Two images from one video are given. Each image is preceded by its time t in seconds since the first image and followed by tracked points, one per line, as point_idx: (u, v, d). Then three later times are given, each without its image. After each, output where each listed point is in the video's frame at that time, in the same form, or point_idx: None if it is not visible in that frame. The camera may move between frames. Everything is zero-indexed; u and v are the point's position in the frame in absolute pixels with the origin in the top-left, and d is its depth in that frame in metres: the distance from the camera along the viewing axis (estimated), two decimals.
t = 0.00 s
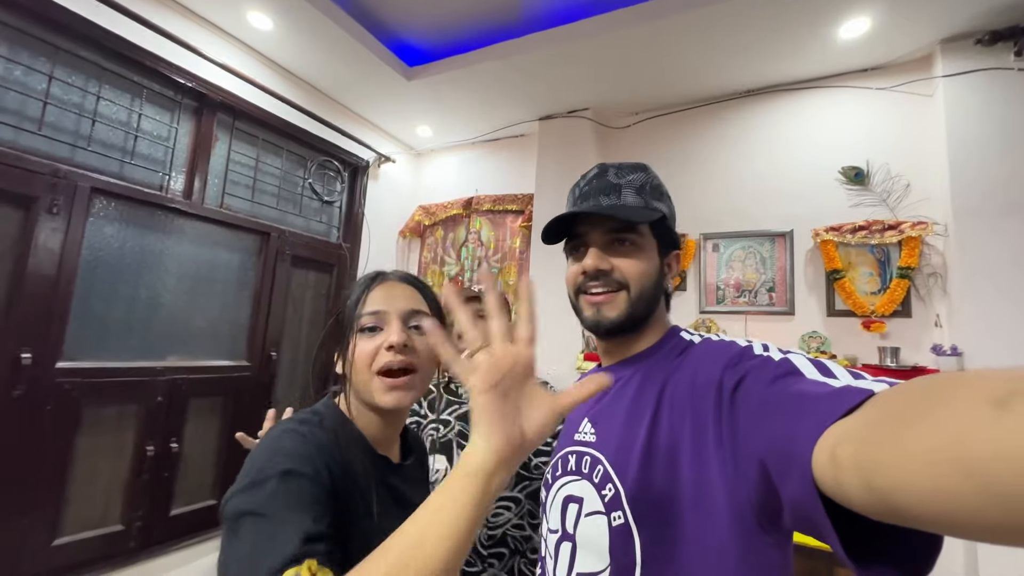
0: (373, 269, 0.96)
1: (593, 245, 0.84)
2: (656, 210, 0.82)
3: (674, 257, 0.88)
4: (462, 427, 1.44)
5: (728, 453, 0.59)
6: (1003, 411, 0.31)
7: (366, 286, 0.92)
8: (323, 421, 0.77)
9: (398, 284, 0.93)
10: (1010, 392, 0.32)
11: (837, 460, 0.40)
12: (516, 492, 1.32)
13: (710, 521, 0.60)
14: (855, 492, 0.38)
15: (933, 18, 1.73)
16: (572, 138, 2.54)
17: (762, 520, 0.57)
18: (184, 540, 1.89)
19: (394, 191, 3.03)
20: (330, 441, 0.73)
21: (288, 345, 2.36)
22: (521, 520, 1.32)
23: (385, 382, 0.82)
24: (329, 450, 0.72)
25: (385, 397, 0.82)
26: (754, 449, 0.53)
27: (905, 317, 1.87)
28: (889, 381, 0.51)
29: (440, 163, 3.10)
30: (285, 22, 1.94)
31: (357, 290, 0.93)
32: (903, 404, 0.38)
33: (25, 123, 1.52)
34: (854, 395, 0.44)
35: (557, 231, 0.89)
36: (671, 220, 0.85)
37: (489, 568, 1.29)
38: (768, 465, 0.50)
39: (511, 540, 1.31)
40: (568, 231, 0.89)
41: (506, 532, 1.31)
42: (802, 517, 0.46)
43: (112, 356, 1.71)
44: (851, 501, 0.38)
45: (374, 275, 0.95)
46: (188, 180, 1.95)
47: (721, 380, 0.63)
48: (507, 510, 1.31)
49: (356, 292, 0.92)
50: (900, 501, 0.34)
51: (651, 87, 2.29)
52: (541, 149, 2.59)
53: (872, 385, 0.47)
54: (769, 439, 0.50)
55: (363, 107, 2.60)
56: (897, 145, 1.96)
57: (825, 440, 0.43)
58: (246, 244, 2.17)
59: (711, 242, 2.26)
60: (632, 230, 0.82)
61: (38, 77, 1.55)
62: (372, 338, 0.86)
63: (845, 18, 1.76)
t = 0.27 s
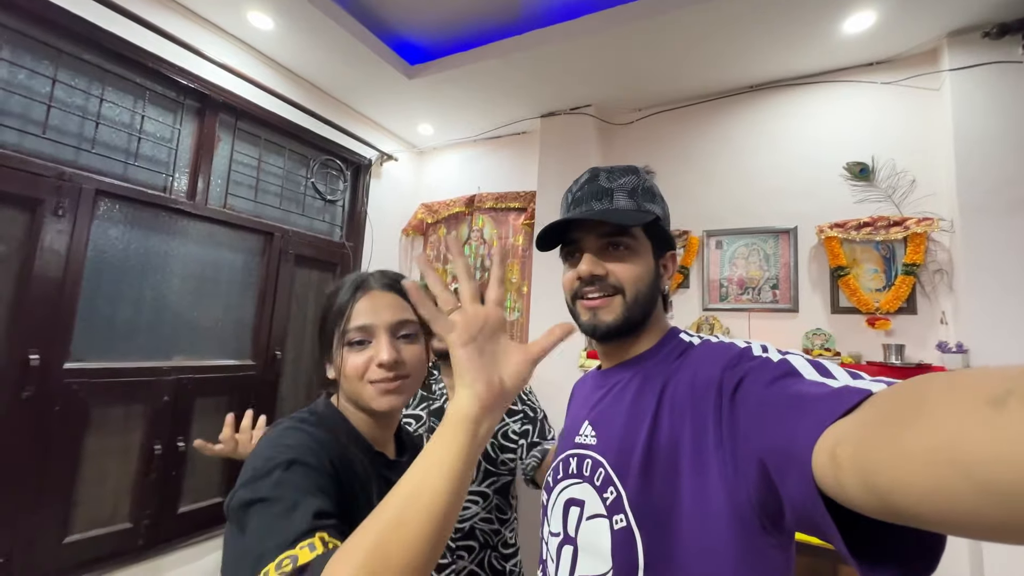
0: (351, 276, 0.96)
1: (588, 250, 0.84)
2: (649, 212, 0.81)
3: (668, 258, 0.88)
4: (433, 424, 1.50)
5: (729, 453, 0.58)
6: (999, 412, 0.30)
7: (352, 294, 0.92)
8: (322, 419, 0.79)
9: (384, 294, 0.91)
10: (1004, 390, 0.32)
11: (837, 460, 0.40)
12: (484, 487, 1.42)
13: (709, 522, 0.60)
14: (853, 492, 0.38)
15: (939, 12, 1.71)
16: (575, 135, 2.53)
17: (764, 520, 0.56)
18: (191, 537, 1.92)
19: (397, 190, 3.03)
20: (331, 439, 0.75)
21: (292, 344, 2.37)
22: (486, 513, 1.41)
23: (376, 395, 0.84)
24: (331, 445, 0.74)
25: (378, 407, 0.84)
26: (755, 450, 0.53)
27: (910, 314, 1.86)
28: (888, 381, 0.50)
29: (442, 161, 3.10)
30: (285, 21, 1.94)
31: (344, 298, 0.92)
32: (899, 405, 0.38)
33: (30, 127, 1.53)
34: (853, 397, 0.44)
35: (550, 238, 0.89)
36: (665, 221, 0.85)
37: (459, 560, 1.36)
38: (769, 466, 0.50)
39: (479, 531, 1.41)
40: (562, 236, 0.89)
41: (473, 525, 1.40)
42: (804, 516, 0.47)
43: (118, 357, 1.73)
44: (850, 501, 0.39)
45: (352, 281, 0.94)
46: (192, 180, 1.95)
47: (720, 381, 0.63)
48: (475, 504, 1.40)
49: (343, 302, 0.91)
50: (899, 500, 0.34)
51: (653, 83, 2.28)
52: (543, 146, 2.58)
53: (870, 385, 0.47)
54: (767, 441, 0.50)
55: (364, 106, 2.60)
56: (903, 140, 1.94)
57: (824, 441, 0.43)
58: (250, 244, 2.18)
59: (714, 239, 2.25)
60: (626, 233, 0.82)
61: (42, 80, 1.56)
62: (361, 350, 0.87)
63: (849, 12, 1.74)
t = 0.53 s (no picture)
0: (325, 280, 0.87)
1: (589, 253, 0.84)
2: (651, 216, 0.80)
3: (671, 261, 0.87)
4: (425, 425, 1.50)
5: (732, 462, 0.58)
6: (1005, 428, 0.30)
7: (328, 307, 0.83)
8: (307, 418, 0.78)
9: (364, 312, 0.83)
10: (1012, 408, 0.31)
11: (843, 474, 0.40)
12: (477, 487, 1.41)
13: (712, 532, 0.59)
14: (860, 506, 0.37)
15: (941, 9, 1.70)
16: (575, 134, 2.52)
17: (767, 531, 0.56)
18: (195, 538, 1.93)
19: (397, 190, 3.03)
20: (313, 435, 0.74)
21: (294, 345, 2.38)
22: (482, 513, 1.43)
23: (355, 417, 0.79)
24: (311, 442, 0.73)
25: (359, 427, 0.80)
26: (759, 460, 0.53)
27: (912, 314, 1.85)
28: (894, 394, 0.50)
29: (443, 160, 3.09)
30: (284, 23, 1.93)
31: (322, 312, 0.83)
32: (906, 421, 0.37)
33: (31, 132, 1.54)
34: (859, 408, 0.44)
35: (550, 241, 0.89)
36: (667, 224, 0.84)
37: (454, 557, 1.39)
38: (774, 477, 0.50)
39: (474, 531, 1.42)
40: (563, 239, 0.89)
41: (468, 525, 1.41)
42: (809, 531, 0.46)
43: (120, 360, 1.74)
44: (857, 517, 0.38)
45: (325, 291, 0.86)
46: (192, 182, 1.96)
47: (723, 390, 0.63)
48: (468, 504, 1.40)
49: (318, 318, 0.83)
50: (905, 516, 0.33)
51: (653, 81, 2.27)
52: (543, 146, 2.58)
53: (876, 397, 0.47)
54: (772, 452, 0.50)
55: (365, 106, 2.59)
56: (904, 138, 1.93)
57: (832, 453, 0.42)
58: (251, 246, 2.18)
59: (715, 238, 2.25)
60: (628, 237, 0.81)
61: (41, 85, 1.57)
62: (338, 370, 0.81)
63: (850, 10, 1.73)
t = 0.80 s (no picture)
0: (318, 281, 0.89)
1: (585, 249, 0.81)
2: (649, 213, 0.79)
3: (668, 260, 0.85)
4: (431, 424, 1.48)
5: (729, 460, 0.56)
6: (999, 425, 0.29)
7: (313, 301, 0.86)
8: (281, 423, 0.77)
9: (344, 304, 0.86)
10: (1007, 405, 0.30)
11: (840, 473, 0.39)
12: (483, 487, 1.40)
13: (708, 531, 0.57)
14: (858, 505, 0.36)
15: (939, 5, 1.69)
16: (574, 133, 2.53)
17: (765, 528, 0.53)
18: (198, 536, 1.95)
19: (399, 190, 3.04)
20: (275, 450, 0.72)
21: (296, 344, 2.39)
22: (487, 514, 1.40)
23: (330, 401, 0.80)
24: (270, 459, 0.71)
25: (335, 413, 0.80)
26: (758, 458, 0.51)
27: (912, 311, 1.85)
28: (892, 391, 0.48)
29: (443, 161, 3.11)
30: (284, 25, 1.95)
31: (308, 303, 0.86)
32: (905, 416, 0.36)
33: (34, 134, 1.56)
34: (854, 405, 0.42)
35: (548, 237, 0.86)
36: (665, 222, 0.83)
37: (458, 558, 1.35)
38: (772, 476, 0.48)
39: (479, 532, 1.38)
40: (558, 235, 0.87)
41: (473, 526, 1.38)
42: (805, 528, 0.45)
43: (123, 360, 1.75)
44: (854, 515, 0.37)
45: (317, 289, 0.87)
46: (194, 183, 1.97)
47: (719, 387, 0.61)
48: (473, 504, 1.38)
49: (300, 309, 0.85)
50: (900, 513, 0.32)
51: (652, 80, 2.27)
52: (543, 145, 2.58)
53: (871, 395, 0.45)
54: (772, 450, 0.49)
55: (365, 107, 2.60)
56: (903, 136, 1.93)
57: (827, 451, 0.42)
58: (252, 247, 2.20)
59: (715, 236, 2.24)
60: (626, 233, 0.79)
61: (44, 88, 1.58)
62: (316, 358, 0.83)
63: (848, 8, 1.73)
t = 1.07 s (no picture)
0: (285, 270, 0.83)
1: (579, 243, 0.81)
2: (642, 208, 0.79)
3: (662, 254, 0.85)
4: (443, 420, 1.48)
5: (724, 454, 0.57)
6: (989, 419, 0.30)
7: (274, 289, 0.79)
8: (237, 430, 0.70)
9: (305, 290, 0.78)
10: (993, 401, 0.31)
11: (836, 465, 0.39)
12: (490, 486, 1.40)
13: (705, 523, 0.58)
14: (852, 498, 0.37)
15: (934, 3, 1.70)
16: (572, 132, 2.54)
17: (758, 520, 0.55)
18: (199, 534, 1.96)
19: (398, 189, 3.05)
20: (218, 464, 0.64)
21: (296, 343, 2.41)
22: (493, 514, 1.40)
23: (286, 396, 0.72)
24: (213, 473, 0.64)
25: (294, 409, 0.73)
26: (752, 451, 0.52)
27: (908, 307, 1.86)
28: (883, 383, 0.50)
29: (441, 160, 3.12)
30: (283, 26, 1.96)
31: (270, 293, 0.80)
32: (891, 409, 0.37)
33: (35, 135, 1.57)
34: (849, 398, 0.44)
35: (541, 232, 0.86)
36: (659, 216, 0.83)
37: (463, 555, 1.35)
38: (766, 468, 0.49)
39: (484, 531, 1.39)
40: (552, 229, 0.87)
41: (479, 524, 1.39)
42: (799, 519, 0.46)
43: (125, 359, 1.77)
44: (850, 508, 0.37)
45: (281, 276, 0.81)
46: (194, 183, 1.99)
47: (713, 381, 0.62)
48: (480, 503, 1.38)
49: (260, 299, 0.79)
50: (895, 505, 0.33)
51: (650, 79, 2.28)
52: (541, 144, 2.60)
53: (865, 387, 0.46)
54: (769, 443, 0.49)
55: (363, 107, 2.61)
56: (898, 134, 1.94)
57: (824, 446, 0.43)
58: (252, 246, 2.22)
59: (712, 234, 2.25)
60: (619, 227, 0.79)
61: (45, 89, 1.60)
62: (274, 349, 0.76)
63: (842, 6, 1.74)
